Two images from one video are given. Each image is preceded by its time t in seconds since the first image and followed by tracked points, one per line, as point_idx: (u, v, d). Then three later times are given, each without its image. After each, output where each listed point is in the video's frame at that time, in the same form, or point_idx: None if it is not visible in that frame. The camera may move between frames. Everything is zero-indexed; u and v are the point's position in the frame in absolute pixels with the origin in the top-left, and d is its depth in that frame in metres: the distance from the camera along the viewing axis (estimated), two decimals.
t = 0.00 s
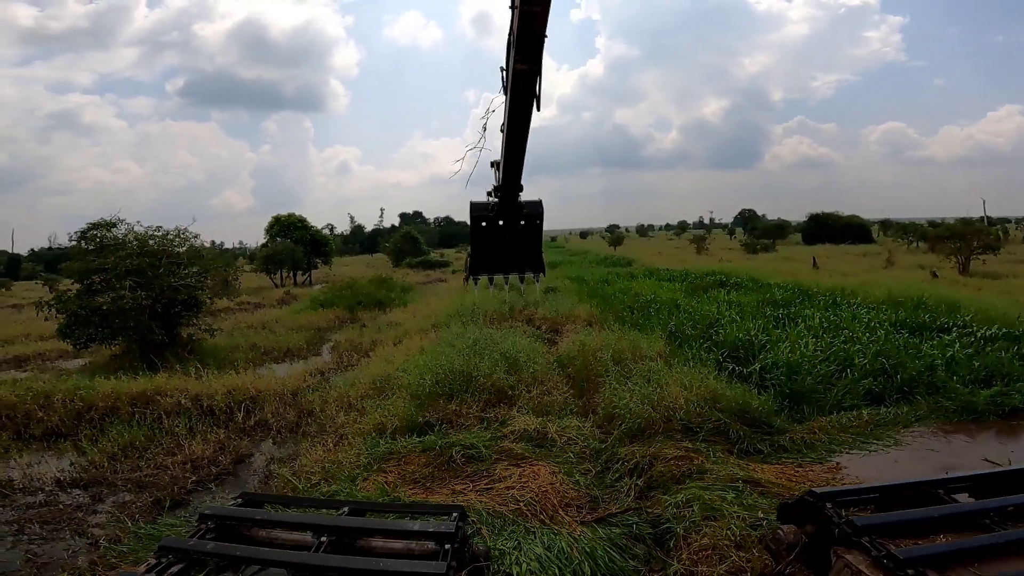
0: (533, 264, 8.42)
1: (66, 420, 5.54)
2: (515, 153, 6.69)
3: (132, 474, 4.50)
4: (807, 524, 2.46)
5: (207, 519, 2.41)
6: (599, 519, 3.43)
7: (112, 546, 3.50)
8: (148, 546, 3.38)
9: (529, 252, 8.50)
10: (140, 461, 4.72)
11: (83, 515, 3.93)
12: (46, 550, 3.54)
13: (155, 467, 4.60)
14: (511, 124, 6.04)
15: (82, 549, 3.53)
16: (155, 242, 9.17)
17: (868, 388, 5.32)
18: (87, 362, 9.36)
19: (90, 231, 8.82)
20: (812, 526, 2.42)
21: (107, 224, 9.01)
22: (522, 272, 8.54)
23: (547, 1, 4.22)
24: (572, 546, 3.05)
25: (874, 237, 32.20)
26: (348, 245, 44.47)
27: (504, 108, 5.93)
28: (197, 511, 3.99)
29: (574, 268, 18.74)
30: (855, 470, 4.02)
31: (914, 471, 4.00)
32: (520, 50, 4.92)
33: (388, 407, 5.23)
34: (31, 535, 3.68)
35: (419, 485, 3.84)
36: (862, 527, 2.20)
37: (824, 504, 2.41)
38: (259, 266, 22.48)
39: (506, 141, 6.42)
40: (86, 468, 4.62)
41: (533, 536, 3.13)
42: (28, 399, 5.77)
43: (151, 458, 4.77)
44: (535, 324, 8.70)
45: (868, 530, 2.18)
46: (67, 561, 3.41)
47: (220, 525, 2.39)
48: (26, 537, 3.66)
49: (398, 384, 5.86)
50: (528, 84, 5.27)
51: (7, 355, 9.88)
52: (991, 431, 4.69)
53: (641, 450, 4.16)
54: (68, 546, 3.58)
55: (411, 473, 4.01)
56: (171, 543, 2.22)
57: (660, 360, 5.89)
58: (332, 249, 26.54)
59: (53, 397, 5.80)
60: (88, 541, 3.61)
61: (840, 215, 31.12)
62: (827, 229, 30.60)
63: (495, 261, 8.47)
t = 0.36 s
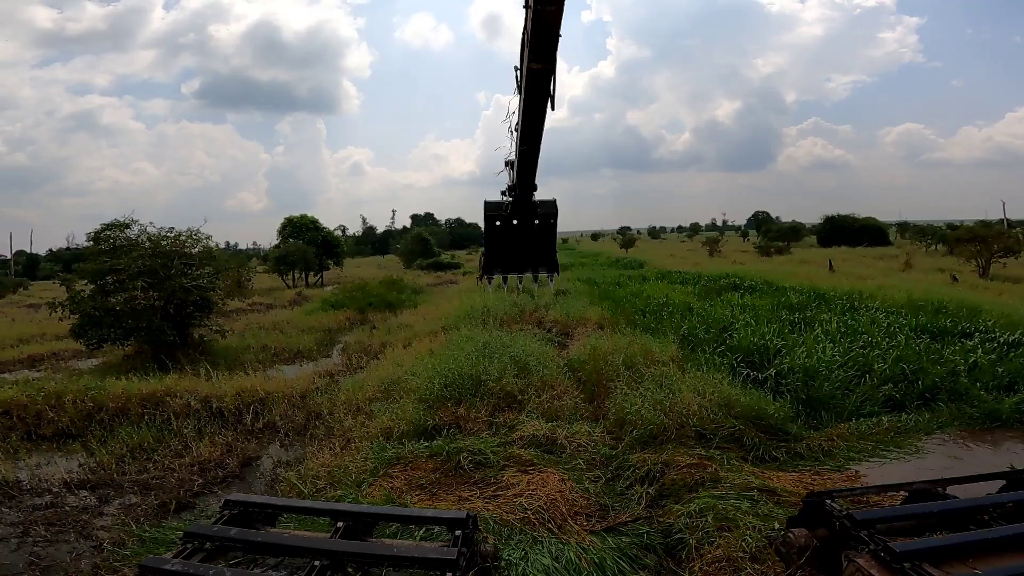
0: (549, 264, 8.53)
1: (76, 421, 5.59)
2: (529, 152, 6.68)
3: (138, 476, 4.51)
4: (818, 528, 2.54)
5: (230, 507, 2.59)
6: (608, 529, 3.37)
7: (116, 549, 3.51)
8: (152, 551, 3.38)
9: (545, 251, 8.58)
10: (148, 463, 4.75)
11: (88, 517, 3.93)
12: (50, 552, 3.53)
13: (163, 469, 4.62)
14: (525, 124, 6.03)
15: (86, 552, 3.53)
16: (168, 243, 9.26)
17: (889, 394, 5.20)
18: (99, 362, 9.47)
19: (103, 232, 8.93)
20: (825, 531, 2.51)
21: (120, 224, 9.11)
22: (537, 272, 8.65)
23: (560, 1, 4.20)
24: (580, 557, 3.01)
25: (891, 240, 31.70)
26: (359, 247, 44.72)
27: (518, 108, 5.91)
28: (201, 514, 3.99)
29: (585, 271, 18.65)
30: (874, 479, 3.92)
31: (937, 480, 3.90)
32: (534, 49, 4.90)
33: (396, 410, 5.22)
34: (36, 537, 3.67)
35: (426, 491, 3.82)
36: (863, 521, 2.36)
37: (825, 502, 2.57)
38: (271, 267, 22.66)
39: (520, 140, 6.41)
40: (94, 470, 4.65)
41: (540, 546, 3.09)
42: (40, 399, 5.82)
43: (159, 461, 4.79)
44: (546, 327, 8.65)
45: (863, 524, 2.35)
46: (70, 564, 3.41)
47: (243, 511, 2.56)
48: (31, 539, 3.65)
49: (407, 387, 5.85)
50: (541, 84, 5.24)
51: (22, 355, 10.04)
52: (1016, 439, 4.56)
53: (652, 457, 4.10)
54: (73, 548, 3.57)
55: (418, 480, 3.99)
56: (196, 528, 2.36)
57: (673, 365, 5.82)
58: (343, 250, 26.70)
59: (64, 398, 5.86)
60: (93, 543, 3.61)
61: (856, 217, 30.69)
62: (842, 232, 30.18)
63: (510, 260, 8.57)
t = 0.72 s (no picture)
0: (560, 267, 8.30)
1: (84, 422, 5.64)
2: (540, 154, 6.65)
3: (143, 478, 4.52)
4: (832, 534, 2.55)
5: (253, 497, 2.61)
6: (617, 540, 3.32)
7: (117, 553, 3.52)
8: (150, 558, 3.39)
9: (556, 254, 8.42)
10: (154, 466, 4.77)
11: (91, 520, 3.94)
12: (51, 555, 3.54)
13: (167, 472, 4.64)
14: (537, 126, 6.00)
15: (87, 556, 3.53)
16: (178, 244, 9.34)
17: (908, 400, 5.10)
18: (110, 363, 9.58)
19: (114, 233, 9.01)
20: (836, 536, 2.51)
21: (131, 225, 9.19)
22: (549, 275, 8.43)
23: (571, 3, 4.18)
24: (587, 569, 2.95)
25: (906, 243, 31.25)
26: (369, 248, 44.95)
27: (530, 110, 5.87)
28: (204, 519, 4.00)
29: (595, 273, 18.56)
30: (893, 486, 3.83)
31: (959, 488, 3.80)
32: (545, 52, 4.87)
33: (402, 414, 5.19)
34: (38, 540, 3.69)
35: (432, 497, 3.79)
36: (862, 515, 2.44)
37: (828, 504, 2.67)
38: (282, 268, 22.82)
39: (532, 143, 6.37)
40: (100, 472, 4.68)
41: (546, 556, 3.05)
42: (48, 399, 5.86)
43: (165, 463, 4.81)
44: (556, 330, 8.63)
45: (863, 519, 2.42)
46: (71, 567, 3.42)
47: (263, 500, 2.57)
48: (33, 542, 3.66)
49: (414, 391, 5.83)
50: (553, 86, 5.22)
51: (34, 355, 10.18)
52: None
53: (661, 464, 4.03)
54: (74, 552, 3.59)
55: (422, 486, 3.95)
56: (220, 517, 2.35)
57: (684, 370, 5.75)
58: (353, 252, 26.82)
59: (72, 399, 5.89)
60: (95, 547, 3.61)
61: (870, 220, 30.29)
62: (856, 234, 29.80)
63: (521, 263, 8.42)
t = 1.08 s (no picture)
0: (568, 268, 8.37)
1: (88, 424, 5.67)
2: (548, 156, 6.61)
3: (145, 481, 4.53)
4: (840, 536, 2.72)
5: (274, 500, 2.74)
6: (624, 550, 3.27)
7: (116, 557, 3.51)
8: (150, 562, 3.39)
9: (564, 255, 8.45)
10: (157, 469, 4.78)
11: (92, 523, 3.95)
12: (50, 559, 3.56)
13: (170, 475, 4.64)
14: (545, 127, 5.96)
15: (85, 560, 3.54)
16: (185, 246, 9.39)
17: (925, 406, 5.00)
18: (117, 364, 9.64)
19: (122, 234, 9.07)
20: (845, 538, 2.70)
21: (138, 227, 9.24)
22: (557, 276, 8.49)
23: (579, 4, 4.14)
24: None
25: (918, 246, 30.88)
26: (377, 249, 45.12)
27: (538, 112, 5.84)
28: (205, 523, 3.99)
29: (603, 275, 18.47)
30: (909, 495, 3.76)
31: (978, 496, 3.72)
32: (553, 53, 4.83)
33: (408, 418, 5.17)
34: (37, 543, 3.71)
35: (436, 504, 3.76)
36: (856, 505, 2.72)
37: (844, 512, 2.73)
38: (290, 270, 22.92)
39: (540, 143, 6.33)
40: (103, 474, 4.70)
41: (552, 567, 3.01)
42: (53, 401, 5.90)
43: (167, 466, 4.82)
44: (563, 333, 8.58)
45: (857, 507, 2.69)
46: (70, 571, 3.42)
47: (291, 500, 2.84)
48: (32, 545, 3.68)
49: (419, 394, 5.81)
50: (560, 88, 5.18)
51: (42, 355, 10.27)
52: None
53: (670, 472, 3.98)
54: (73, 556, 3.60)
55: (426, 492, 3.93)
56: (241, 507, 2.70)
57: (693, 375, 5.68)
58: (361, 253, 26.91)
59: (77, 400, 5.92)
60: (94, 551, 3.61)
61: (881, 222, 29.97)
62: (867, 237, 29.49)
63: (529, 265, 8.43)
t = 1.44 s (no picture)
0: (570, 267, 8.45)
1: (88, 425, 5.67)
2: (551, 156, 6.58)
3: (144, 483, 4.52)
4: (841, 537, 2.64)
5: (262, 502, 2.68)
6: (629, 556, 3.24)
7: (114, 560, 3.51)
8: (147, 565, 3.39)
9: (565, 255, 8.46)
10: (156, 471, 4.77)
11: (90, 525, 3.94)
12: (47, 562, 3.55)
13: (169, 477, 4.63)
14: (546, 127, 5.94)
15: (83, 563, 3.53)
16: (186, 246, 9.39)
17: (933, 409, 4.96)
18: (119, 364, 9.66)
19: (124, 234, 9.08)
20: (846, 538, 2.61)
21: (140, 227, 9.25)
22: (559, 276, 8.55)
23: (580, 4, 4.11)
24: None
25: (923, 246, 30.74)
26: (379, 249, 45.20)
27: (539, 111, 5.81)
28: (204, 525, 3.98)
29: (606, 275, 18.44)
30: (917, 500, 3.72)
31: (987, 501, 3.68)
32: (553, 52, 4.80)
33: (409, 420, 5.15)
34: (35, 545, 3.70)
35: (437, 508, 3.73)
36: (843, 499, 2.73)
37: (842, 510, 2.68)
38: (292, 270, 22.95)
39: (542, 143, 6.31)
40: (101, 476, 4.69)
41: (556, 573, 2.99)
42: (54, 401, 5.90)
43: (167, 468, 4.82)
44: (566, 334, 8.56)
45: (844, 501, 2.70)
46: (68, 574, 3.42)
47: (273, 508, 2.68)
48: (30, 547, 3.67)
49: (421, 396, 5.80)
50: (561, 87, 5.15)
51: (44, 355, 10.30)
52: None
53: (674, 475, 3.95)
54: (70, 558, 3.59)
55: (427, 496, 3.91)
56: (246, 502, 2.68)
57: (697, 377, 5.65)
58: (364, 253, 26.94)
59: (77, 401, 5.93)
60: (92, 554, 3.60)
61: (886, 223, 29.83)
62: (871, 238, 29.37)
63: (531, 265, 8.48)
